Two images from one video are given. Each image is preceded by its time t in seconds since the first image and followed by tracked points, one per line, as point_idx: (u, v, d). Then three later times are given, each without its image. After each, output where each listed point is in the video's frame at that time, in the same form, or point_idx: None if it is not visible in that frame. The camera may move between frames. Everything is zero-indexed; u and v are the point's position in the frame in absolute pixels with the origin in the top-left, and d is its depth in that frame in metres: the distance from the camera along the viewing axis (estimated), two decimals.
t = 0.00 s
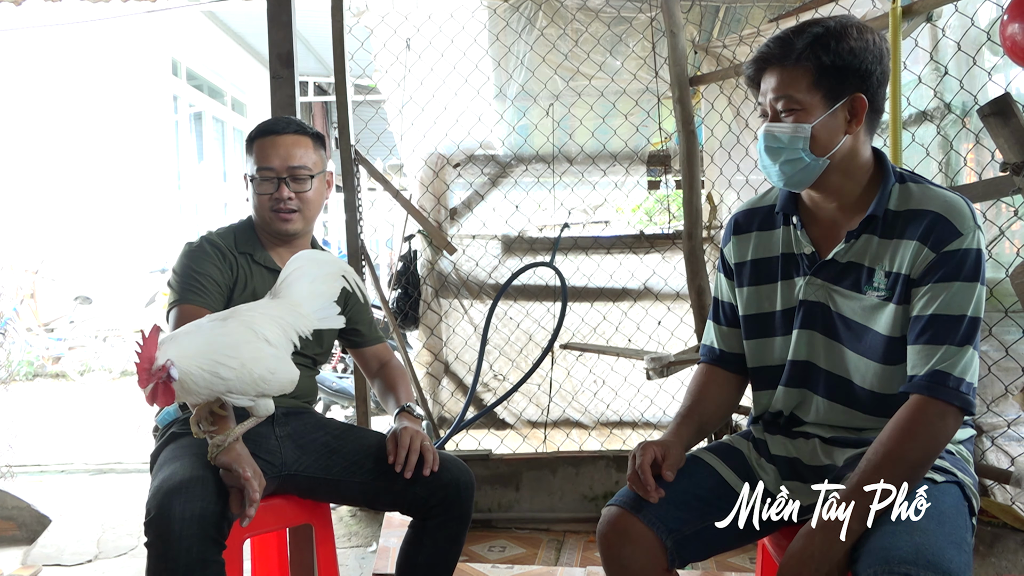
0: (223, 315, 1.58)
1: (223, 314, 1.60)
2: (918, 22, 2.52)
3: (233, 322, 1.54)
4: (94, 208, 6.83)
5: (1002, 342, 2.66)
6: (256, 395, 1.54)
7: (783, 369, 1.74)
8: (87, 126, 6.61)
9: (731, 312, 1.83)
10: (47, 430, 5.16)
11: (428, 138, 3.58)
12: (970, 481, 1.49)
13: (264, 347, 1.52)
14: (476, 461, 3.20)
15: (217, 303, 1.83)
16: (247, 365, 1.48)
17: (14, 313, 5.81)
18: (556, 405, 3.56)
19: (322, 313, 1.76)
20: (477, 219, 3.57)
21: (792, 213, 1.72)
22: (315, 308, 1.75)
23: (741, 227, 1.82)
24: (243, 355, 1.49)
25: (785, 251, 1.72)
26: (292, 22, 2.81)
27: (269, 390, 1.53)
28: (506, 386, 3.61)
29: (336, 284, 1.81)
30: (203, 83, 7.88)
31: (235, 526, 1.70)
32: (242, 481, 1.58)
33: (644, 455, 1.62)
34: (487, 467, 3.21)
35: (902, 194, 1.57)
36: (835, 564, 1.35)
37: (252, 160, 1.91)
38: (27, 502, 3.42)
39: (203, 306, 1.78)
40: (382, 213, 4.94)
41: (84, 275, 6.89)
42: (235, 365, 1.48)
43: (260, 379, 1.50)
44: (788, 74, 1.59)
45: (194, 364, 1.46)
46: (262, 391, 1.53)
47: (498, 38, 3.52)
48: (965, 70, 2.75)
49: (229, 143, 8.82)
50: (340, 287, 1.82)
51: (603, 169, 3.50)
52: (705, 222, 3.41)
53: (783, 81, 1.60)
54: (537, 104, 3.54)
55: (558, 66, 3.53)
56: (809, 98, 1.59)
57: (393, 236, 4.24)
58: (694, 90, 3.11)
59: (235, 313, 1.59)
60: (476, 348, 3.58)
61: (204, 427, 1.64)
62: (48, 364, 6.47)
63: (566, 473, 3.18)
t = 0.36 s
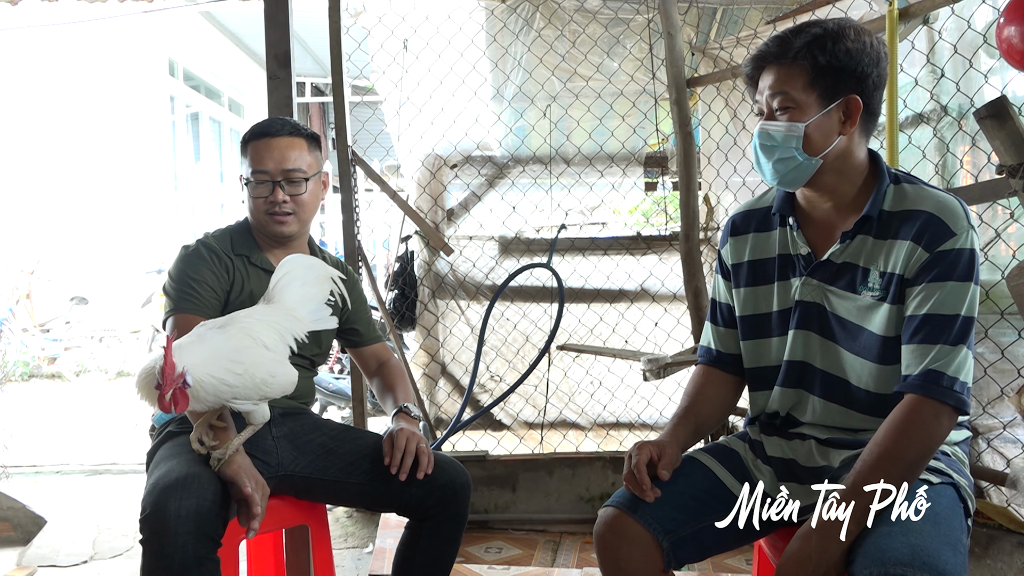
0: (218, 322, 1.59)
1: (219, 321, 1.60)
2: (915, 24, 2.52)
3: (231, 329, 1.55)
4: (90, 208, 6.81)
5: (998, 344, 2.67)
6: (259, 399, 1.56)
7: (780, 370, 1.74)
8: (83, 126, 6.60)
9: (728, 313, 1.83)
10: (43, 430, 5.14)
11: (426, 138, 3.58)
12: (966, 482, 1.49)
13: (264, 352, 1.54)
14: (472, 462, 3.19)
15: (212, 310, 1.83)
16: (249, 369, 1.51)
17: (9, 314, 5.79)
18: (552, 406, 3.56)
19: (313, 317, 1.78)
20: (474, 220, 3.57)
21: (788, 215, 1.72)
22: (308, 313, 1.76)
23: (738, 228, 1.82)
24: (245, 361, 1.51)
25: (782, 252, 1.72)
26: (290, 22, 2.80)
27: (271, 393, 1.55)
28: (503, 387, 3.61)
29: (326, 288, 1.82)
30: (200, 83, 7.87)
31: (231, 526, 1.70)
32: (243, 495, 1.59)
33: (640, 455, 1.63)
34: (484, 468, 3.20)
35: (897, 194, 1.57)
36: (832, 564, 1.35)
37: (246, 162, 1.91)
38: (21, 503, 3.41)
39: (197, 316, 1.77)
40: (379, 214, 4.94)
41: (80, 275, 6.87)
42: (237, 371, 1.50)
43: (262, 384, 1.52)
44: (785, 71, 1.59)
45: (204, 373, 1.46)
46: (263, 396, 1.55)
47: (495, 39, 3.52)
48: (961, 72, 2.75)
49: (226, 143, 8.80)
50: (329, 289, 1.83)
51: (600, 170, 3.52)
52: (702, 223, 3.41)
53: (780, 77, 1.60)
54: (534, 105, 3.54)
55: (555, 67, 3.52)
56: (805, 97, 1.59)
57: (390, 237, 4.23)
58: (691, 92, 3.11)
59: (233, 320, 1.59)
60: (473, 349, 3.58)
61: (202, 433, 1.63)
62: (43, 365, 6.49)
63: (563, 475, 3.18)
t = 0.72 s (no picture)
0: (228, 322, 1.59)
1: (228, 321, 1.60)
2: (914, 22, 2.52)
3: (239, 329, 1.55)
4: (88, 204, 6.80)
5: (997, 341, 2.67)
6: (260, 401, 1.55)
7: (778, 368, 1.74)
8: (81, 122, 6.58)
9: (727, 311, 1.83)
10: (41, 426, 5.14)
11: (424, 135, 3.59)
12: (964, 480, 1.49)
13: (267, 354, 1.53)
14: (470, 459, 3.19)
15: (210, 307, 1.82)
16: (252, 369, 1.50)
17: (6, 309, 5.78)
18: (551, 403, 3.56)
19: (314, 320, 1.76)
20: (473, 216, 3.56)
21: (786, 212, 1.72)
22: (310, 316, 1.75)
23: (736, 226, 1.81)
24: (248, 362, 1.50)
25: (780, 249, 1.72)
26: (288, 17, 2.79)
27: (273, 396, 1.55)
28: (501, 383, 3.61)
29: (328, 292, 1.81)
30: (198, 79, 7.85)
31: (233, 520, 1.70)
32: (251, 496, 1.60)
33: (639, 451, 1.63)
34: (482, 465, 3.20)
35: (894, 190, 1.57)
36: (831, 562, 1.34)
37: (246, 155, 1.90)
38: (19, 499, 3.40)
39: (195, 314, 1.77)
40: (378, 211, 4.93)
41: (78, 271, 6.85)
42: (240, 372, 1.49)
43: (265, 386, 1.52)
44: (781, 71, 1.58)
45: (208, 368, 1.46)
46: (265, 397, 1.54)
47: (494, 35, 3.51)
48: (961, 69, 2.75)
49: (224, 139, 8.78)
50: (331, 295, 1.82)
51: (599, 166, 3.50)
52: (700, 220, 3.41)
53: (775, 78, 1.59)
54: (533, 101, 3.53)
55: (554, 64, 3.51)
56: (803, 95, 1.58)
57: (389, 234, 4.23)
58: (690, 88, 3.11)
59: (237, 322, 1.59)
60: (471, 345, 3.58)
61: (206, 437, 1.65)
62: (41, 361, 6.46)
63: (561, 471, 3.18)
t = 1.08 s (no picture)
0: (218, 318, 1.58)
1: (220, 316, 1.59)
2: (915, 16, 2.51)
3: (233, 321, 1.55)
4: (86, 203, 6.77)
5: (997, 337, 2.66)
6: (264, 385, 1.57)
7: (778, 365, 1.73)
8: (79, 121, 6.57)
9: (725, 309, 1.82)
10: (41, 425, 5.13)
11: (423, 132, 3.59)
12: (965, 476, 1.49)
13: (266, 340, 1.55)
14: (470, 456, 3.19)
15: (206, 307, 1.82)
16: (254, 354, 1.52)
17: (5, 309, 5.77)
18: (550, 400, 3.56)
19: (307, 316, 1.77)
20: (472, 214, 3.56)
21: (784, 210, 1.71)
22: (303, 311, 1.76)
23: (734, 224, 1.81)
24: (250, 348, 1.52)
25: (779, 247, 1.71)
26: (286, 15, 2.78)
27: (276, 378, 1.57)
28: (501, 381, 3.61)
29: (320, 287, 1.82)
30: (196, 77, 7.83)
31: (235, 518, 1.70)
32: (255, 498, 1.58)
33: (640, 449, 1.62)
34: (482, 462, 3.20)
35: (893, 186, 1.56)
36: (830, 559, 1.34)
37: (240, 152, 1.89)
38: (19, 498, 3.39)
39: (189, 315, 1.77)
40: (377, 208, 4.92)
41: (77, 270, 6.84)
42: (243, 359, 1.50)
43: (268, 369, 1.54)
44: (773, 71, 1.58)
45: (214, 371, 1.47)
46: (270, 381, 1.56)
47: (493, 32, 3.50)
48: (961, 65, 2.74)
49: (223, 137, 8.77)
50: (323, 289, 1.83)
51: (598, 164, 3.50)
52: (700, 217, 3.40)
53: (769, 79, 1.58)
54: (532, 99, 3.52)
55: (554, 60, 3.50)
56: (797, 94, 1.58)
57: (388, 232, 4.22)
58: (690, 85, 3.10)
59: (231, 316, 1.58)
60: (471, 343, 3.58)
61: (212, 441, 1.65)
62: (41, 360, 6.35)
63: (561, 469, 3.18)
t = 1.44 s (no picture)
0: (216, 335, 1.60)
1: (218, 332, 1.60)
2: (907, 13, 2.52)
3: (238, 340, 1.55)
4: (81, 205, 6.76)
5: (992, 333, 2.67)
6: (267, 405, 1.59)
7: (772, 363, 1.74)
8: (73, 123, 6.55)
9: (719, 308, 1.83)
10: (36, 428, 5.12)
11: (418, 132, 3.58)
12: (960, 472, 1.49)
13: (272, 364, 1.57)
14: (466, 456, 3.19)
15: (197, 310, 1.81)
16: (263, 377, 1.54)
17: None
18: (547, 399, 3.56)
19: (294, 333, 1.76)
20: (467, 213, 3.55)
21: (776, 208, 1.71)
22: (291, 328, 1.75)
23: (727, 223, 1.81)
24: (258, 372, 1.54)
25: (771, 245, 1.72)
26: (279, 15, 2.78)
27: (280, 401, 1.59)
28: (497, 380, 3.61)
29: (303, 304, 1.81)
30: (191, 78, 7.82)
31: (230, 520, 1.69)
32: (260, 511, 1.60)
33: (635, 448, 1.62)
34: (479, 462, 3.20)
35: (884, 183, 1.57)
36: (825, 556, 1.34)
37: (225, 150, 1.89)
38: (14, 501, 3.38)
39: (181, 317, 1.77)
40: (372, 209, 4.91)
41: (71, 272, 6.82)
42: (253, 381, 1.52)
43: (274, 393, 1.56)
44: (764, 69, 1.58)
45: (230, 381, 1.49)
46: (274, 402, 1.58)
47: (487, 32, 3.51)
48: (954, 61, 2.75)
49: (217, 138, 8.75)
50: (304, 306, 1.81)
51: (593, 162, 3.49)
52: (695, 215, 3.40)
53: (760, 77, 1.58)
54: (527, 97, 3.53)
55: (547, 60, 3.50)
56: (788, 93, 1.58)
57: (383, 232, 4.22)
58: (684, 83, 3.10)
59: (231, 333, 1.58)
60: (467, 343, 3.58)
61: (208, 445, 1.66)
62: (36, 362, 6.38)
63: (558, 468, 3.18)
